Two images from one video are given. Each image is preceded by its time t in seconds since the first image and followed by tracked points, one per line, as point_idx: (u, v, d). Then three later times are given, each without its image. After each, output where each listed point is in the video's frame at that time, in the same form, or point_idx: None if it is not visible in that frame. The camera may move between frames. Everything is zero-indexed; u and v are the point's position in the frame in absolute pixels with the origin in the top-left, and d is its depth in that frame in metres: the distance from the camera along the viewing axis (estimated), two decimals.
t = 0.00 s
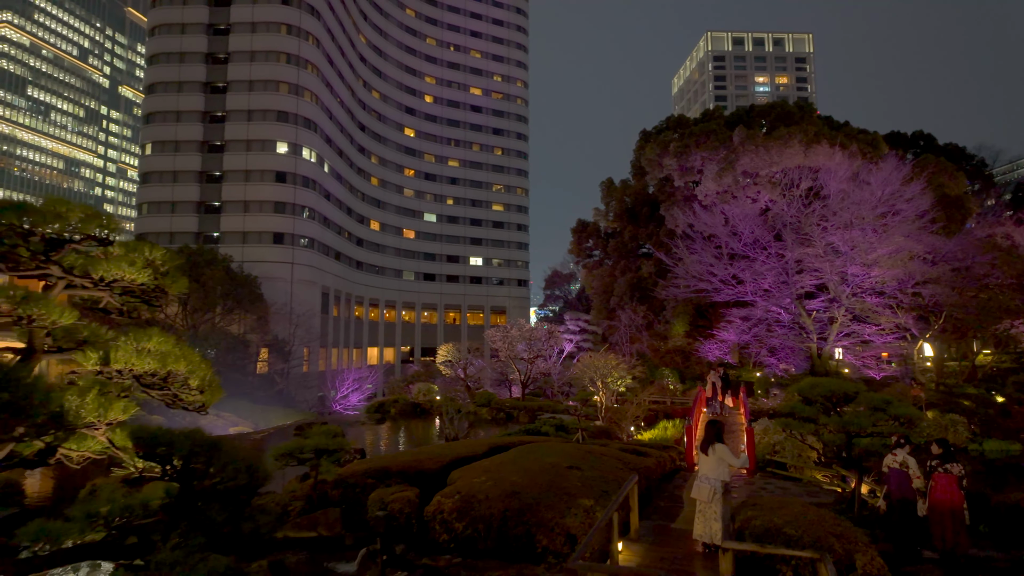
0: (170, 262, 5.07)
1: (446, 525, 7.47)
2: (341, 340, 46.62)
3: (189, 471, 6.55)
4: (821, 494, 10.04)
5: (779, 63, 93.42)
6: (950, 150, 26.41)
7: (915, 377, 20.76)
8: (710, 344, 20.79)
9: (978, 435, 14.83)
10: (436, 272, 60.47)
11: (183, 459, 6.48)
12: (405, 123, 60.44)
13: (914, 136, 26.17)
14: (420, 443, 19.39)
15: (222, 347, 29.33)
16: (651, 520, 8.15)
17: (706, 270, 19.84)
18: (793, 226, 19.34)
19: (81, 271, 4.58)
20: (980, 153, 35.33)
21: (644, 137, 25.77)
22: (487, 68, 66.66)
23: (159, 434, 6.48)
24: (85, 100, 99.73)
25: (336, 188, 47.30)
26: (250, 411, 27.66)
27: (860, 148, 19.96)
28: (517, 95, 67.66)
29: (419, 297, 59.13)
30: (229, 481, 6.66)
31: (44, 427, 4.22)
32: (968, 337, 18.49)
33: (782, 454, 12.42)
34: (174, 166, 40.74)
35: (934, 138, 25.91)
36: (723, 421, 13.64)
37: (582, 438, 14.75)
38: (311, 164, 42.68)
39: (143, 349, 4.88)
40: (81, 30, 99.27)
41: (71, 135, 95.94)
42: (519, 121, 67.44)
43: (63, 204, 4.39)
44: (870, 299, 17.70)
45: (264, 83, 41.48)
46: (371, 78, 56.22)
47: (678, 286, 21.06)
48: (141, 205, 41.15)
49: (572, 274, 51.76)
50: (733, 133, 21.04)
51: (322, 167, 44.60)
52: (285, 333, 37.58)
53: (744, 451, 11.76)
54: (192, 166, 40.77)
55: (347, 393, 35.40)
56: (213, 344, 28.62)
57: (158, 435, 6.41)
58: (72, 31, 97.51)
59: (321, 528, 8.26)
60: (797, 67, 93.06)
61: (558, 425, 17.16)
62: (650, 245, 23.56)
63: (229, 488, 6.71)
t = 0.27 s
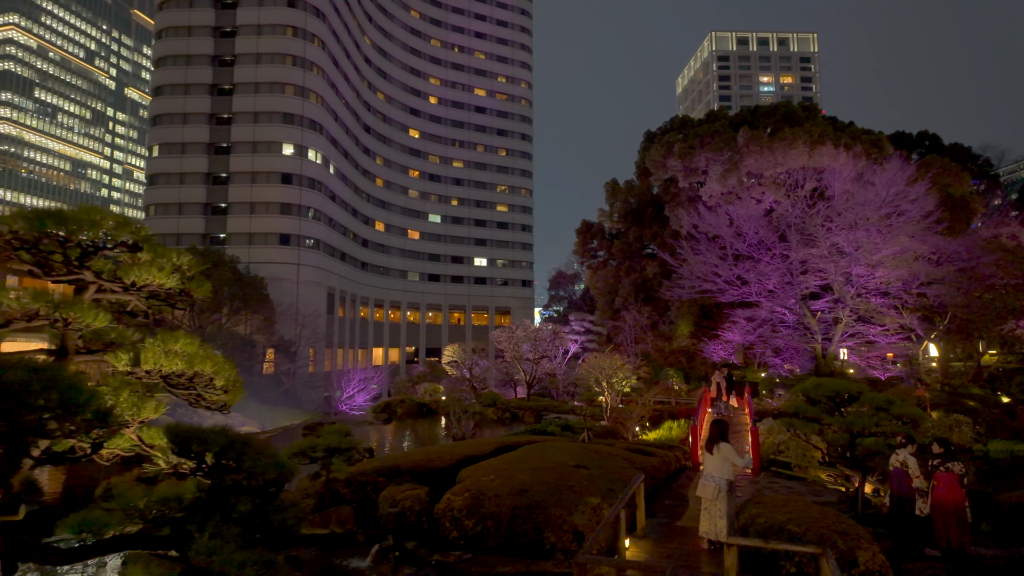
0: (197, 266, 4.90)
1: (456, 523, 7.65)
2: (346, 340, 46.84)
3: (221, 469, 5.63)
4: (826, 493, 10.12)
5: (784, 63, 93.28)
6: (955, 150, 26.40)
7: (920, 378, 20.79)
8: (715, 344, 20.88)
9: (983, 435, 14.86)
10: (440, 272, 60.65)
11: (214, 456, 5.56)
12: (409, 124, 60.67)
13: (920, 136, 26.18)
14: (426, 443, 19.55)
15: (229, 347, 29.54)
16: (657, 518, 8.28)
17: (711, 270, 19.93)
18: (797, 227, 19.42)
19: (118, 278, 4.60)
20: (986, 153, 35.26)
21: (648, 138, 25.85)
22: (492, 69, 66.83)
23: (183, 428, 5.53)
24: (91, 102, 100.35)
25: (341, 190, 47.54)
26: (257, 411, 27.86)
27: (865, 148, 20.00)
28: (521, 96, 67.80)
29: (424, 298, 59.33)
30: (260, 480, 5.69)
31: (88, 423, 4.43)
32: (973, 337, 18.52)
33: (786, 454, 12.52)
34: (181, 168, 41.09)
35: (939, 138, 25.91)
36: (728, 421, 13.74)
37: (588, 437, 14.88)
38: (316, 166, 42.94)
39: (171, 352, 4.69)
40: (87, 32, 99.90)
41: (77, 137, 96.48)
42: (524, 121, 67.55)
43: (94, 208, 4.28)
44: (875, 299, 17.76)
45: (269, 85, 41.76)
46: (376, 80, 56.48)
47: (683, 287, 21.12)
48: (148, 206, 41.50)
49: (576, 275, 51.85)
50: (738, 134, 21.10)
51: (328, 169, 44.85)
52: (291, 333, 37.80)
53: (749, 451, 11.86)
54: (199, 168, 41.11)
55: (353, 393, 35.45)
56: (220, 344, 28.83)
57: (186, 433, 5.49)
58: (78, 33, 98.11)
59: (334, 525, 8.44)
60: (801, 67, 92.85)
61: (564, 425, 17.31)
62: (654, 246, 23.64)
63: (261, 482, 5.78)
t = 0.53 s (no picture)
0: (222, 269, 4.84)
1: (464, 519, 7.81)
2: (351, 340, 47.04)
3: (250, 462, 4.95)
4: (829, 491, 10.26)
5: (787, 62, 93.17)
6: (959, 150, 26.46)
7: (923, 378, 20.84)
8: (719, 344, 20.98)
9: (987, 435, 14.92)
10: (444, 272, 60.83)
11: (244, 450, 4.93)
12: (413, 124, 60.91)
13: (923, 136, 26.23)
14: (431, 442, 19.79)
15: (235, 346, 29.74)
16: (662, 515, 8.43)
17: (714, 270, 20.01)
18: (801, 227, 19.51)
19: (147, 283, 4.53)
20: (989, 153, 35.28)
21: (652, 139, 25.97)
22: (495, 69, 66.95)
23: (213, 421, 4.95)
24: (96, 103, 100.88)
25: (345, 190, 47.78)
26: (263, 411, 28.07)
27: (868, 149, 20.06)
28: (525, 96, 67.91)
29: (428, 298, 59.53)
30: (293, 474, 4.95)
31: (130, 417, 3.99)
32: (977, 337, 18.57)
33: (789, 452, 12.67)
34: (187, 169, 41.41)
35: (943, 139, 25.97)
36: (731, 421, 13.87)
37: (593, 436, 15.04)
38: (321, 166, 43.16)
39: (193, 350, 4.59)
40: (92, 34, 100.48)
41: (83, 137, 97.00)
42: (527, 122, 67.65)
43: (122, 212, 4.23)
44: (878, 299, 17.85)
45: (274, 86, 42.00)
46: (380, 81, 56.72)
47: (686, 287, 21.22)
48: (154, 207, 41.83)
49: (580, 275, 51.99)
50: (742, 134, 21.17)
51: (332, 169, 45.08)
52: (297, 333, 38.02)
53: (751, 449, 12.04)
54: (205, 169, 41.39)
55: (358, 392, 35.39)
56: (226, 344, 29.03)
57: (216, 425, 4.87)
58: (83, 35, 98.70)
59: (344, 521, 8.65)
60: (805, 66, 92.68)
61: (569, 424, 17.53)
62: (658, 246, 23.76)
63: (294, 478, 5.05)
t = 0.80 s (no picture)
0: (247, 269, 5.03)
1: (476, 513, 8.01)
2: (357, 340, 47.26)
3: (280, 452, 5.12)
4: (836, 489, 10.37)
5: (794, 62, 92.93)
6: (966, 150, 26.44)
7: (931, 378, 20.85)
8: (725, 344, 21.07)
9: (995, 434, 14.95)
10: (450, 273, 61.05)
11: (274, 441, 5.08)
12: (419, 126, 61.17)
13: (931, 136, 26.23)
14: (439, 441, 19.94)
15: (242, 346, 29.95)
16: (671, 511, 8.57)
17: (721, 271, 20.10)
18: (807, 227, 19.58)
19: (177, 283, 4.73)
20: (997, 152, 35.18)
21: (658, 139, 26.06)
22: (501, 70, 67.12)
23: (245, 415, 5.12)
24: (104, 104, 101.65)
25: (352, 191, 48.06)
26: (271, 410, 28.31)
27: (875, 149, 20.10)
28: (531, 97, 68.03)
29: (434, 298, 59.75)
30: (323, 464, 5.11)
31: (171, 409, 4.14)
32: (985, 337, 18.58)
33: (795, 451, 12.79)
34: (195, 171, 41.76)
35: (950, 138, 25.97)
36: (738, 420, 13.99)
37: (600, 435, 15.18)
38: (328, 167, 43.45)
39: (220, 346, 4.77)
40: (100, 36, 101.32)
41: (91, 139, 97.77)
42: (533, 122, 67.76)
43: (155, 213, 4.45)
44: (885, 299, 17.90)
45: (282, 88, 42.31)
46: (386, 82, 57.00)
47: (693, 287, 21.31)
48: (163, 208, 42.21)
49: (585, 275, 52.08)
50: (748, 135, 21.22)
51: (339, 170, 45.37)
52: (304, 334, 38.29)
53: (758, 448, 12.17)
54: (213, 170, 41.74)
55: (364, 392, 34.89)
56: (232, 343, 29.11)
57: (247, 418, 5.06)
58: (91, 36, 99.51)
59: (360, 516, 8.88)
60: (812, 66, 92.42)
61: (577, 423, 17.69)
62: (664, 246, 23.85)
63: (324, 468, 5.19)
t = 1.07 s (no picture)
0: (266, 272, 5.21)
1: (486, 511, 8.15)
2: (362, 340, 47.46)
3: (301, 450, 5.26)
4: (840, 488, 10.46)
5: (798, 61, 92.82)
6: (971, 151, 26.43)
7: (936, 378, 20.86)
8: (730, 344, 21.14)
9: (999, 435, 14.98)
10: (454, 273, 61.25)
11: (297, 438, 5.20)
12: (424, 126, 61.40)
13: (935, 136, 26.24)
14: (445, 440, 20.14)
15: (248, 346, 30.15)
16: (677, 509, 8.70)
17: (725, 271, 20.17)
18: (811, 228, 19.63)
19: (200, 284, 4.91)
20: (1003, 151, 35.13)
21: (662, 140, 26.16)
22: (505, 71, 67.26)
23: (269, 413, 5.27)
24: (110, 106, 102.35)
25: (357, 192, 48.26)
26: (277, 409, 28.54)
27: (879, 149, 20.12)
28: (534, 98, 68.14)
29: (438, 298, 59.93)
30: (342, 462, 5.24)
31: (200, 407, 4.26)
32: (990, 337, 18.58)
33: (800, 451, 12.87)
34: (201, 172, 42.02)
35: (955, 139, 25.97)
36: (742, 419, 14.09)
37: (606, 434, 15.31)
38: (333, 169, 43.66)
39: (240, 346, 4.94)
40: (106, 38, 102.07)
41: (96, 140, 98.46)
42: (537, 123, 67.83)
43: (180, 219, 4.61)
44: (889, 300, 17.94)
45: (287, 90, 42.54)
46: (391, 83, 57.24)
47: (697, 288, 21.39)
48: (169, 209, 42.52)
49: (589, 275, 52.18)
50: (752, 135, 21.27)
51: (344, 171, 45.58)
52: (309, 334, 38.48)
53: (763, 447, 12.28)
54: (219, 171, 42.00)
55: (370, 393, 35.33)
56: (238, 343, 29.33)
57: (272, 416, 5.20)
58: (97, 38, 100.26)
59: (370, 513, 9.04)
60: (816, 65, 92.26)
61: (582, 422, 17.86)
62: (668, 247, 23.92)
63: (345, 465, 5.33)
